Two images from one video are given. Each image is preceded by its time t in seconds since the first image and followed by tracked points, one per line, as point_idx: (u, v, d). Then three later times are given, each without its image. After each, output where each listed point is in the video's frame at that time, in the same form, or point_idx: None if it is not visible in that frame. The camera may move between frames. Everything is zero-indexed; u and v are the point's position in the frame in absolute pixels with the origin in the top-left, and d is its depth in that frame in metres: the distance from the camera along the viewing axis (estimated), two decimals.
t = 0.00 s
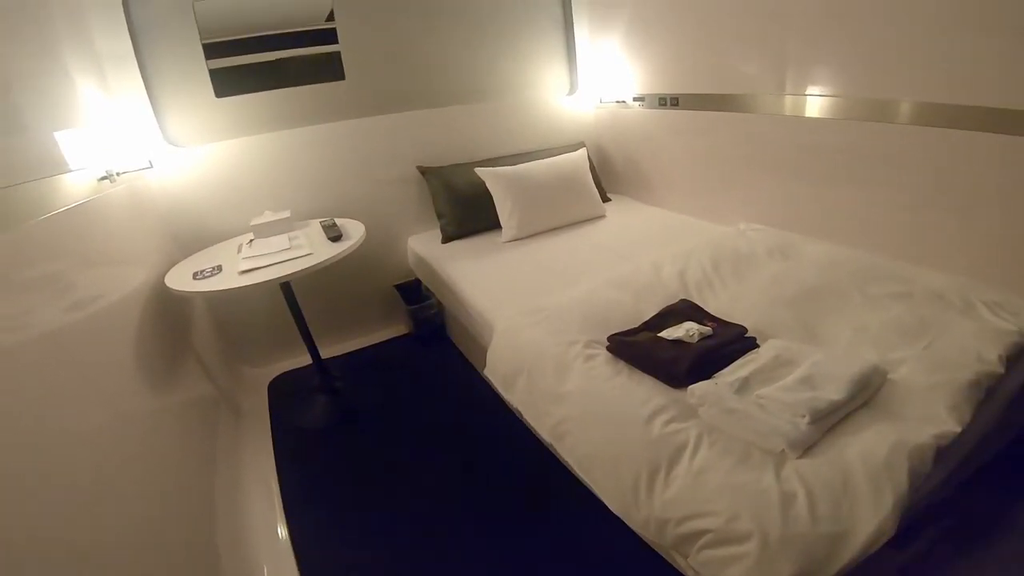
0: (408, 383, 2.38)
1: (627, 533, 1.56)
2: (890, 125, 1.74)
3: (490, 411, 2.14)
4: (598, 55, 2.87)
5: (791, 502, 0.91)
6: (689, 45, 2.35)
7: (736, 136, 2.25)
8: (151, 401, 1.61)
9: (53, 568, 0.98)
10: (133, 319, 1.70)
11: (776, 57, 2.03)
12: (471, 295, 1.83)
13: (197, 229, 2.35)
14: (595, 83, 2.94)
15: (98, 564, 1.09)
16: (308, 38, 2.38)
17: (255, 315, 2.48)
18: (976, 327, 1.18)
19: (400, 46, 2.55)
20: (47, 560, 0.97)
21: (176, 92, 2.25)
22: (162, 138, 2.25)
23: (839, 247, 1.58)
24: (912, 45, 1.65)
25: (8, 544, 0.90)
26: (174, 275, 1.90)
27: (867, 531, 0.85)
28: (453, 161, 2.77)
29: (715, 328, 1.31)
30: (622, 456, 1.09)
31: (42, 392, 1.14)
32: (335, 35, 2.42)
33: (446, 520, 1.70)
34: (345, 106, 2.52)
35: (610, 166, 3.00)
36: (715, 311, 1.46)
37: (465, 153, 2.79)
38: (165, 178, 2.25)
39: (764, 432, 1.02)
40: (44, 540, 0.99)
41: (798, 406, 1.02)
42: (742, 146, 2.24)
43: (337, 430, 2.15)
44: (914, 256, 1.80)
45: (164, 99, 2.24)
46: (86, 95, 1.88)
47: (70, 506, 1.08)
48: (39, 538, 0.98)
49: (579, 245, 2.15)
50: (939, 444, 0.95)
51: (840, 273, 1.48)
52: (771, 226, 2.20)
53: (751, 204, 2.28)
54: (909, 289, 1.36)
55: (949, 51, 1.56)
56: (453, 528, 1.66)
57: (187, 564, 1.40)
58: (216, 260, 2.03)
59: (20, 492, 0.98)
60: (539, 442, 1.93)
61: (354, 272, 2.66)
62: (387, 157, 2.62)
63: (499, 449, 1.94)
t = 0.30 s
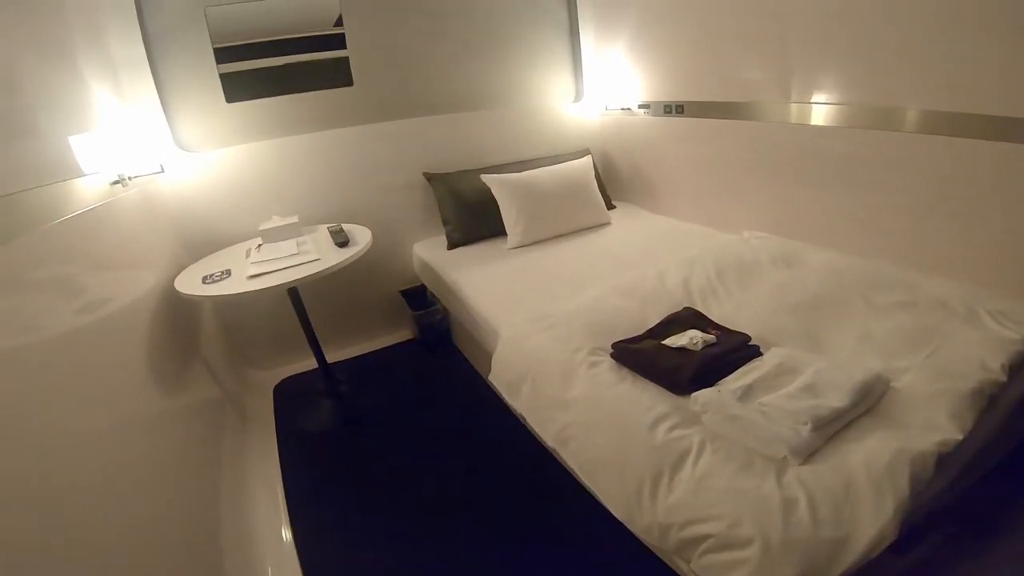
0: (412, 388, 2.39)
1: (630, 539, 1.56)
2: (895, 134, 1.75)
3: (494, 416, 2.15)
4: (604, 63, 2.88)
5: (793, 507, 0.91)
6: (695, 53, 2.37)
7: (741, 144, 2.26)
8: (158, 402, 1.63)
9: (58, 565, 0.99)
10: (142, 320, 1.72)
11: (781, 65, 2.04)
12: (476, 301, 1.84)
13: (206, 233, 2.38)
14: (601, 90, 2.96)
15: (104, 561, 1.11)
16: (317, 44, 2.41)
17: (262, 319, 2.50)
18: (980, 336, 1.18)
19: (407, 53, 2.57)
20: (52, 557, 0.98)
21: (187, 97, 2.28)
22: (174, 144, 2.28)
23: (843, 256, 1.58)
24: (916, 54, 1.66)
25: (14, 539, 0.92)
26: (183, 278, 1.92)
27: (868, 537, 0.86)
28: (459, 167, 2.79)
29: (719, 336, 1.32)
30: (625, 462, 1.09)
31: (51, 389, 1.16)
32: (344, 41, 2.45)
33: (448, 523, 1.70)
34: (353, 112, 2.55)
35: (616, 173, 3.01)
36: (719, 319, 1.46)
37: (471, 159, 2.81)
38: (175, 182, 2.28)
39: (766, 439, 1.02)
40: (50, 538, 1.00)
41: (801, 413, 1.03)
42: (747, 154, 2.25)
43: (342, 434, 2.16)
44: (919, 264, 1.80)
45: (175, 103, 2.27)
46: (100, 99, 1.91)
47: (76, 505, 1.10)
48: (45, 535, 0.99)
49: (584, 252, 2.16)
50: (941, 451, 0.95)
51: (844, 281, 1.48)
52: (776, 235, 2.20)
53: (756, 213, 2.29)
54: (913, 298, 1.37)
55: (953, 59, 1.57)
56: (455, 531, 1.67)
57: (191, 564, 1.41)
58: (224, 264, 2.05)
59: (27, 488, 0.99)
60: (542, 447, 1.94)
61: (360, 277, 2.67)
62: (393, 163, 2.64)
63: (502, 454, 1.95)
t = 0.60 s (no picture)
0: (416, 390, 2.40)
1: (632, 545, 1.56)
2: (903, 142, 1.75)
3: (497, 419, 2.15)
4: (612, 67, 2.88)
5: (795, 513, 0.91)
6: (703, 59, 2.37)
7: (749, 151, 2.26)
8: (163, 399, 1.64)
9: (58, 557, 1.00)
10: (149, 317, 1.74)
11: (789, 72, 2.04)
12: (481, 304, 1.85)
13: (214, 232, 2.39)
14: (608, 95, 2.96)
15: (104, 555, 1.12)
16: (327, 45, 2.43)
17: (268, 319, 2.51)
18: (986, 346, 1.18)
19: (416, 56, 2.58)
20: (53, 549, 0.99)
21: (198, 97, 2.30)
22: (184, 143, 2.31)
23: (850, 264, 1.58)
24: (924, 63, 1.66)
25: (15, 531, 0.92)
26: (191, 277, 1.94)
27: (871, 544, 0.85)
28: (466, 171, 2.80)
29: (723, 342, 1.32)
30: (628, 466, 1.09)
31: (55, 383, 1.17)
32: (353, 43, 2.46)
33: (448, 524, 1.71)
34: (361, 114, 2.56)
35: (623, 179, 3.02)
36: (724, 325, 1.46)
37: (478, 162, 2.82)
38: (185, 181, 2.29)
39: (769, 445, 1.02)
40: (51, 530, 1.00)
41: (804, 420, 1.02)
42: (754, 161, 2.25)
43: (344, 434, 2.16)
44: (927, 274, 1.79)
45: (186, 103, 2.29)
46: (114, 98, 1.93)
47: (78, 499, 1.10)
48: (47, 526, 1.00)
49: (590, 257, 2.16)
50: (945, 460, 0.94)
51: (851, 289, 1.47)
52: (782, 242, 2.20)
53: (763, 220, 2.28)
54: (919, 307, 1.36)
55: (961, 68, 1.57)
56: (455, 532, 1.68)
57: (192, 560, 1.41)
58: (231, 264, 2.06)
59: (30, 480, 1.00)
60: (545, 451, 1.94)
61: (366, 279, 2.68)
62: (401, 165, 2.65)
63: (504, 456, 1.95)
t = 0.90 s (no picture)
0: (415, 391, 2.40)
1: (629, 550, 1.55)
2: (905, 149, 1.75)
3: (495, 421, 2.15)
4: (615, 71, 2.89)
5: (789, 518, 0.91)
6: (706, 64, 2.37)
7: (750, 157, 2.26)
8: (163, 396, 1.64)
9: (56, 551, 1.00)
10: (150, 315, 1.74)
11: (792, 78, 2.04)
12: (481, 306, 1.85)
13: (216, 232, 2.40)
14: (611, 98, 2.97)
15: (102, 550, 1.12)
16: (331, 45, 2.44)
17: (268, 319, 2.52)
18: (983, 355, 1.18)
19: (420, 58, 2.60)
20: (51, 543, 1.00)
21: (203, 96, 2.31)
22: (188, 143, 2.31)
23: (850, 272, 1.58)
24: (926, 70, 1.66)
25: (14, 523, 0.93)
26: (192, 276, 1.94)
27: (865, 550, 0.85)
28: (468, 173, 2.80)
29: (721, 348, 1.32)
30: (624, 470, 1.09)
31: (56, 378, 1.17)
32: (358, 43, 2.47)
33: (444, 525, 1.71)
34: (364, 115, 2.57)
35: (625, 184, 3.02)
36: (723, 331, 1.46)
37: (480, 165, 2.83)
38: (188, 180, 2.30)
39: (765, 451, 1.02)
40: (49, 524, 1.01)
41: (800, 426, 1.02)
42: (755, 167, 2.26)
43: (343, 435, 2.17)
44: (928, 282, 1.79)
45: (190, 102, 2.30)
46: (120, 96, 1.95)
47: (76, 495, 1.11)
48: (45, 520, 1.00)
49: (590, 261, 2.16)
50: (940, 468, 0.94)
51: (850, 296, 1.47)
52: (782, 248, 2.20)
53: (764, 227, 2.29)
54: (917, 315, 1.36)
55: (962, 76, 1.57)
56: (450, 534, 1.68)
57: (189, 557, 1.42)
58: (232, 264, 2.07)
59: (29, 474, 1.00)
60: (542, 454, 1.94)
61: (366, 280, 2.69)
62: (403, 167, 2.66)
63: (502, 458, 1.95)
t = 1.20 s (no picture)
0: (411, 398, 2.41)
1: (620, 560, 1.56)
2: (899, 165, 1.77)
3: (490, 429, 2.16)
4: (615, 80, 2.91)
5: (775, 530, 0.92)
6: (705, 76, 2.40)
7: (748, 170, 2.28)
8: (159, 399, 1.65)
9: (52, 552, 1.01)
10: (148, 319, 1.75)
11: (790, 91, 2.06)
12: (478, 315, 1.87)
13: (216, 236, 2.41)
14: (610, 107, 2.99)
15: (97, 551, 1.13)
16: (334, 50, 2.46)
17: (266, 324, 2.53)
18: (971, 370, 1.19)
19: (422, 65, 2.62)
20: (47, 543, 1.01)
21: (205, 101, 2.33)
22: (189, 147, 2.33)
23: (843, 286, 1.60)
24: (920, 87, 1.69)
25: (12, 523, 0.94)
26: (190, 281, 1.95)
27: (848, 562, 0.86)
28: (467, 181, 2.82)
29: (714, 362, 1.33)
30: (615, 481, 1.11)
31: (55, 380, 1.19)
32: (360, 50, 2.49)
33: (438, 531, 1.72)
34: (365, 122, 2.59)
35: (622, 194, 3.04)
36: (716, 344, 1.48)
37: (480, 173, 2.85)
38: (189, 185, 2.31)
39: (753, 463, 1.03)
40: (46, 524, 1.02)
41: (789, 440, 1.04)
42: (752, 180, 2.28)
43: (338, 440, 2.17)
44: (920, 297, 1.80)
45: (192, 107, 2.31)
46: (123, 100, 1.96)
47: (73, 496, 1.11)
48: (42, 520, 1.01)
49: (587, 271, 2.18)
50: (924, 481, 0.95)
51: (842, 311, 1.49)
52: (777, 261, 2.22)
53: (759, 239, 2.30)
54: (908, 330, 1.38)
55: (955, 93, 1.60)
56: (444, 540, 1.68)
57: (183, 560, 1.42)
58: (231, 270, 2.08)
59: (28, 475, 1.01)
60: (536, 462, 1.95)
61: (364, 286, 2.70)
62: (403, 174, 2.68)
63: (496, 466, 1.96)
